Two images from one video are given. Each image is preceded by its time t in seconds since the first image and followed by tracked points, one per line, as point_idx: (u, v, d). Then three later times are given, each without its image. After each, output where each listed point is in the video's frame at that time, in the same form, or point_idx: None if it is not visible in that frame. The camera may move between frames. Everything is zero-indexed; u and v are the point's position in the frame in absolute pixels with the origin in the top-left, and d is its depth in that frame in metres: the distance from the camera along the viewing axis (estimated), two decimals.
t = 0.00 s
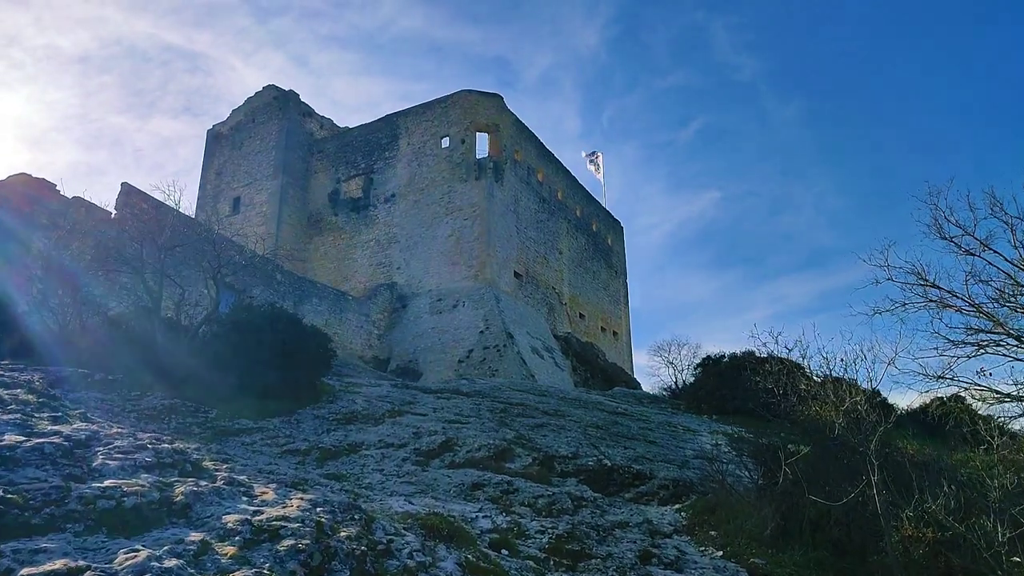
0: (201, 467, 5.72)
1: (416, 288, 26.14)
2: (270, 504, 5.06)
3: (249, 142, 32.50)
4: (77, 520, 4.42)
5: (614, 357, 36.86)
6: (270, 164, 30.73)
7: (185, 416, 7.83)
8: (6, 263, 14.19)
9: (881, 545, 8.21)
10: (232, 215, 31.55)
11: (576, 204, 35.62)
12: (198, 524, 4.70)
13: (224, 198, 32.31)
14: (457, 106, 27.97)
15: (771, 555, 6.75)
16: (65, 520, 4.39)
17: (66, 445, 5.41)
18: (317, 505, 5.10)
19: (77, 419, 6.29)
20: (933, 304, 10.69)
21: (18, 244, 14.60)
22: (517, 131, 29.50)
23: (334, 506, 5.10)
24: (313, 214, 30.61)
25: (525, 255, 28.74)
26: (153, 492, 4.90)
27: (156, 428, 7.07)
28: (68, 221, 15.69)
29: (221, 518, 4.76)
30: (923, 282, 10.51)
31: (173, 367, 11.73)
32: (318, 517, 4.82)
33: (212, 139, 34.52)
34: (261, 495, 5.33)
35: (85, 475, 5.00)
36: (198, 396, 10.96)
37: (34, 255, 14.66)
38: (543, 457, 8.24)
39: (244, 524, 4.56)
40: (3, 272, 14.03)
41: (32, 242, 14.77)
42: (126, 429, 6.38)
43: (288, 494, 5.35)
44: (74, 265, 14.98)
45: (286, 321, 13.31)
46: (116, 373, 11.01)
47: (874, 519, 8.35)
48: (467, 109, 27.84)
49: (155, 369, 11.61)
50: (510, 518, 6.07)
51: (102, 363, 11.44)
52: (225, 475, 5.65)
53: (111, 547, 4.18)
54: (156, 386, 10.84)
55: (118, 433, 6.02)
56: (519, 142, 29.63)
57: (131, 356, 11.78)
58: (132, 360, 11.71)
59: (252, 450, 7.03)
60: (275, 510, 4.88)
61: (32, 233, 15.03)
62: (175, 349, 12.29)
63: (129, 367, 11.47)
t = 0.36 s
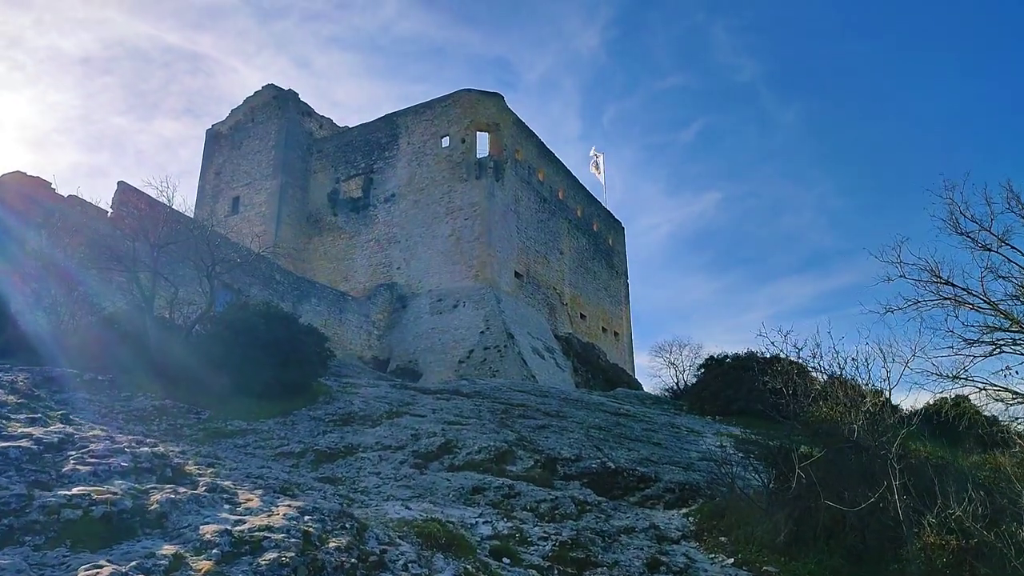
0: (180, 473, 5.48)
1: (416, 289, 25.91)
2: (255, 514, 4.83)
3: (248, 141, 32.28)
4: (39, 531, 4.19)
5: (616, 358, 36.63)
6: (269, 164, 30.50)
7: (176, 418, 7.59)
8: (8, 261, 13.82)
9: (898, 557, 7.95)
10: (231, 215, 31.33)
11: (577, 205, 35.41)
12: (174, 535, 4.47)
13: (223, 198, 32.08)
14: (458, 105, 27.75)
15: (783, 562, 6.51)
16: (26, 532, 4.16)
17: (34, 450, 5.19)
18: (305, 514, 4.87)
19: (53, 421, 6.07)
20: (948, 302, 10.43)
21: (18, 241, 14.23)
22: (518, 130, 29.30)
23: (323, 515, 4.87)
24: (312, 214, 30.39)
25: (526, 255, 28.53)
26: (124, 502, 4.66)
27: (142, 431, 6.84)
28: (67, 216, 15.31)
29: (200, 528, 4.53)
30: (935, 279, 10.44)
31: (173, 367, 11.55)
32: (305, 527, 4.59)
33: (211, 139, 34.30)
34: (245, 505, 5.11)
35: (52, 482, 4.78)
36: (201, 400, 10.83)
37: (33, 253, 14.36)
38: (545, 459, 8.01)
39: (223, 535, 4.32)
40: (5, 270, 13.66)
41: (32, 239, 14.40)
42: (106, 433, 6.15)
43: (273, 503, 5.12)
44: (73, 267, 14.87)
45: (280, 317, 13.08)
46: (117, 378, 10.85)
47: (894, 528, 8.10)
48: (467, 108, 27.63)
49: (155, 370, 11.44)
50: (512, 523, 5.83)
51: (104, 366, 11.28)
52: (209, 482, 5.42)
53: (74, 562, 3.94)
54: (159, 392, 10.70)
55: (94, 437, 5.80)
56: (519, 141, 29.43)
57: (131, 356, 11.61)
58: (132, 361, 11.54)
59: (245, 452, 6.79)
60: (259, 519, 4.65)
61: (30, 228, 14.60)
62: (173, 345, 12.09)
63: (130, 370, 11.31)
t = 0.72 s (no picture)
0: (155, 491, 5.21)
1: (416, 288, 25.65)
2: (232, 539, 4.56)
3: (247, 140, 32.03)
4: None
5: (618, 358, 36.35)
6: (269, 163, 30.25)
7: (165, 423, 7.33)
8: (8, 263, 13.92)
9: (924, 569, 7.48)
10: (230, 214, 31.08)
11: (579, 204, 35.14)
12: (144, 565, 4.20)
13: (222, 197, 31.82)
14: (458, 103, 27.48)
15: None
16: None
17: None
18: (290, 538, 4.61)
19: (28, 431, 5.82)
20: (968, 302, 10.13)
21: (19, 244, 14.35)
22: (519, 128, 29.03)
23: (310, 539, 4.61)
24: (312, 213, 30.12)
25: (527, 254, 28.26)
26: (88, 528, 4.39)
27: (127, 436, 6.59)
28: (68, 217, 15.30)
29: (171, 555, 4.26)
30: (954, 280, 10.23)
31: (174, 366, 11.31)
32: (287, 555, 4.32)
33: (210, 138, 34.07)
34: (224, 527, 4.81)
35: (12, 504, 4.51)
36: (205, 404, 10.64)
37: (35, 255, 14.45)
38: (548, 465, 7.76)
39: (196, 565, 4.06)
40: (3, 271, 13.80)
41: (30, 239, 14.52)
42: (86, 442, 5.90)
43: (254, 526, 4.84)
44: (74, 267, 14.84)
45: (275, 318, 12.84)
46: (118, 385, 10.65)
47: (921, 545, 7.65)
48: (468, 106, 27.36)
49: (156, 371, 11.22)
50: (514, 537, 5.56)
51: (106, 370, 11.08)
52: (189, 500, 5.14)
53: None
54: (161, 397, 10.50)
55: (66, 449, 5.53)
56: (521, 140, 29.16)
57: (132, 355, 11.39)
58: (133, 360, 11.32)
59: (236, 460, 6.52)
60: (236, 546, 4.39)
61: (30, 228, 14.73)
62: (172, 344, 11.85)
63: (131, 372, 11.09)
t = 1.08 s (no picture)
0: (134, 523, 4.76)
1: (417, 290, 25.39)
2: None
3: (247, 141, 31.79)
4: None
5: (620, 360, 36.09)
6: (268, 164, 30.02)
7: (155, 434, 7.07)
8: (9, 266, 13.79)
9: None
10: (230, 215, 30.85)
11: (581, 204, 34.89)
12: None
13: (222, 198, 31.59)
14: (459, 103, 27.22)
15: None
16: None
17: None
18: None
19: (6, 448, 5.53)
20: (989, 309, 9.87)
21: (21, 245, 14.18)
22: (520, 129, 28.78)
23: None
24: (312, 214, 29.87)
25: (529, 256, 27.99)
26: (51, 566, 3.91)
27: (113, 450, 6.32)
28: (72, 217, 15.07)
29: None
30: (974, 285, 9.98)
31: (174, 369, 11.16)
32: None
33: (210, 138, 33.86)
34: (205, 564, 4.35)
35: None
36: (208, 409, 10.55)
37: (35, 255, 14.28)
38: (553, 478, 7.51)
39: None
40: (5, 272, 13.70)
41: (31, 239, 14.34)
42: (66, 460, 5.61)
43: (239, 565, 4.39)
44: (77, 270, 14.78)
45: (271, 321, 12.61)
46: (121, 393, 10.58)
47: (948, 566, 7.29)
48: (470, 107, 27.09)
49: (157, 373, 11.10)
50: (519, 560, 5.29)
51: (110, 377, 11.05)
52: (172, 531, 4.70)
53: None
54: (164, 405, 10.42)
55: (43, 470, 5.23)
56: (522, 140, 28.92)
57: (133, 359, 11.28)
58: (134, 362, 11.20)
59: (229, 475, 6.25)
60: None
61: (30, 227, 14.52)
62: (172, 344, 11.68)
63: (133, 378, 11.00)
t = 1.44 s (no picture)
0: (122, 534, 4.55)
1: (418, 290, 25.19)
2: None
3: (247, 140, 31.60)
4: None
5: (622, 361, 35.86)
6: (269, 163, 29.83)
7: (150, 435, 6.88)
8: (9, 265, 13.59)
9: None
10: (230, 214, 30.67)
11: (583, 204, 34.69)
12: None
13: (222, 198, 31.40)
14: (461, 102, 27.03)
15: None
16: None
17: None
18: None
19: None
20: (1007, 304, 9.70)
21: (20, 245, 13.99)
22: (522, 128, 28.59)
23: None
24: (312, 214, 29.65)
25: (531, 255, 27.77)
26: None
27: (106, 451, 6.12)
28: (68, 216, 15.01)
29: None
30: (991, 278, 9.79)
31: (174, 369, 11.00)
32: None
33: (209, 137, 33.66)
34: None
35: None
36: (208, 411, 10.40)
37: (35, 255, 14.16)
38: (560, 480, 7.32)
39: None
40: (7, 270, 13.56)
41: (32, 239, 14.22)
42: (54, 463, 5.42)
43: None
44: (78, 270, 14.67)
45: (270, 320, 12.39)
46: (120, 394, 10.44)
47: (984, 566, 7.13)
48: (471, 105, 26.91)
49: (156, 373, 10.96)
50: (528, 568, 5.09)
51: (110, 377, 10.92)
52: (164, 542, 4.47)
53: None
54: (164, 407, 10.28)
55: (30, 474, 5.04)
56: (524, 139, 28.73)
57: (133, 359, 11.14)
58: (133, 363, 11.06)
59: (228, 478, 6.05)
60: None
61: (31, 228, 14.41)
62: (171, 343, 11.53)
63: (133, 378, 10.85)
